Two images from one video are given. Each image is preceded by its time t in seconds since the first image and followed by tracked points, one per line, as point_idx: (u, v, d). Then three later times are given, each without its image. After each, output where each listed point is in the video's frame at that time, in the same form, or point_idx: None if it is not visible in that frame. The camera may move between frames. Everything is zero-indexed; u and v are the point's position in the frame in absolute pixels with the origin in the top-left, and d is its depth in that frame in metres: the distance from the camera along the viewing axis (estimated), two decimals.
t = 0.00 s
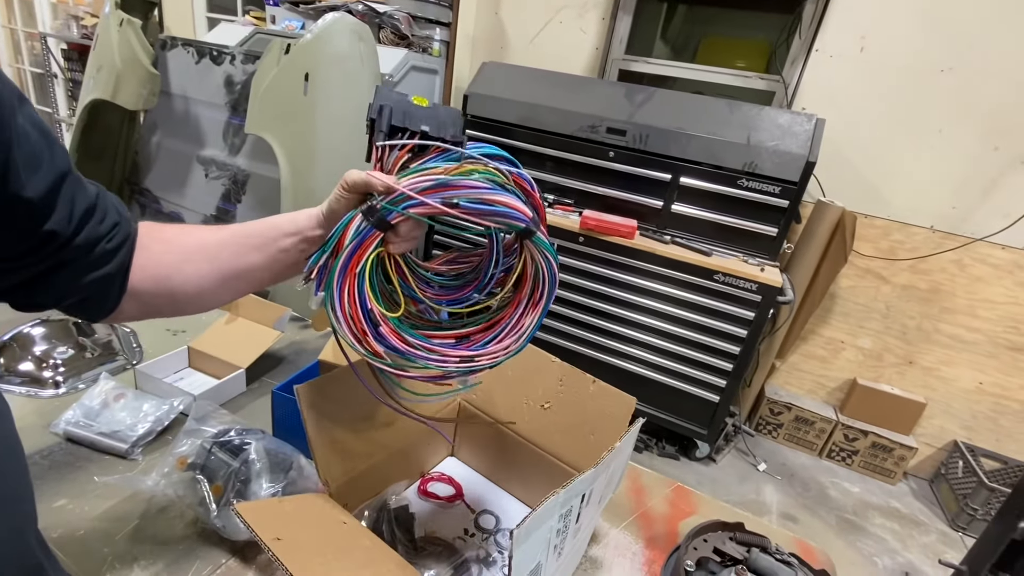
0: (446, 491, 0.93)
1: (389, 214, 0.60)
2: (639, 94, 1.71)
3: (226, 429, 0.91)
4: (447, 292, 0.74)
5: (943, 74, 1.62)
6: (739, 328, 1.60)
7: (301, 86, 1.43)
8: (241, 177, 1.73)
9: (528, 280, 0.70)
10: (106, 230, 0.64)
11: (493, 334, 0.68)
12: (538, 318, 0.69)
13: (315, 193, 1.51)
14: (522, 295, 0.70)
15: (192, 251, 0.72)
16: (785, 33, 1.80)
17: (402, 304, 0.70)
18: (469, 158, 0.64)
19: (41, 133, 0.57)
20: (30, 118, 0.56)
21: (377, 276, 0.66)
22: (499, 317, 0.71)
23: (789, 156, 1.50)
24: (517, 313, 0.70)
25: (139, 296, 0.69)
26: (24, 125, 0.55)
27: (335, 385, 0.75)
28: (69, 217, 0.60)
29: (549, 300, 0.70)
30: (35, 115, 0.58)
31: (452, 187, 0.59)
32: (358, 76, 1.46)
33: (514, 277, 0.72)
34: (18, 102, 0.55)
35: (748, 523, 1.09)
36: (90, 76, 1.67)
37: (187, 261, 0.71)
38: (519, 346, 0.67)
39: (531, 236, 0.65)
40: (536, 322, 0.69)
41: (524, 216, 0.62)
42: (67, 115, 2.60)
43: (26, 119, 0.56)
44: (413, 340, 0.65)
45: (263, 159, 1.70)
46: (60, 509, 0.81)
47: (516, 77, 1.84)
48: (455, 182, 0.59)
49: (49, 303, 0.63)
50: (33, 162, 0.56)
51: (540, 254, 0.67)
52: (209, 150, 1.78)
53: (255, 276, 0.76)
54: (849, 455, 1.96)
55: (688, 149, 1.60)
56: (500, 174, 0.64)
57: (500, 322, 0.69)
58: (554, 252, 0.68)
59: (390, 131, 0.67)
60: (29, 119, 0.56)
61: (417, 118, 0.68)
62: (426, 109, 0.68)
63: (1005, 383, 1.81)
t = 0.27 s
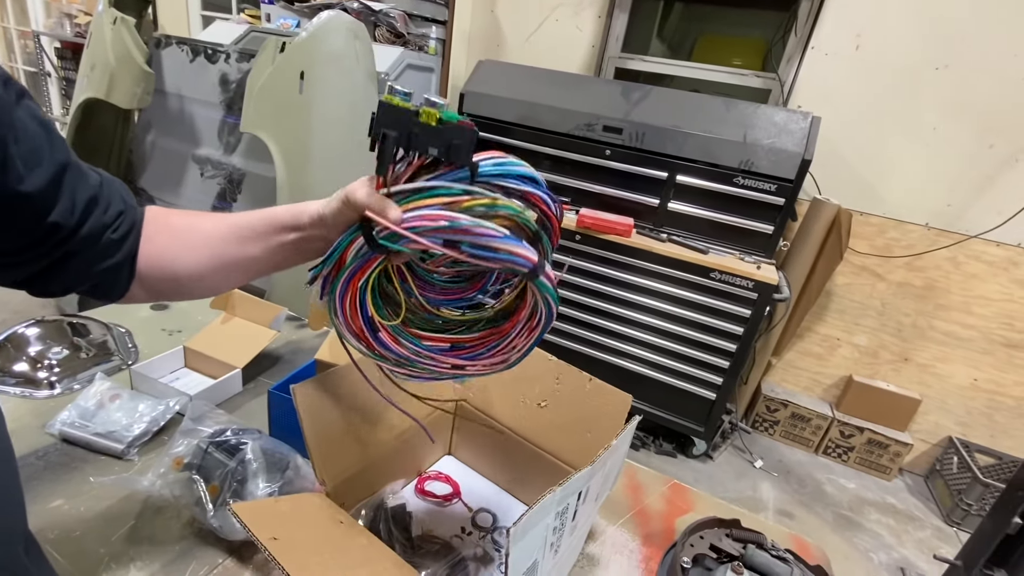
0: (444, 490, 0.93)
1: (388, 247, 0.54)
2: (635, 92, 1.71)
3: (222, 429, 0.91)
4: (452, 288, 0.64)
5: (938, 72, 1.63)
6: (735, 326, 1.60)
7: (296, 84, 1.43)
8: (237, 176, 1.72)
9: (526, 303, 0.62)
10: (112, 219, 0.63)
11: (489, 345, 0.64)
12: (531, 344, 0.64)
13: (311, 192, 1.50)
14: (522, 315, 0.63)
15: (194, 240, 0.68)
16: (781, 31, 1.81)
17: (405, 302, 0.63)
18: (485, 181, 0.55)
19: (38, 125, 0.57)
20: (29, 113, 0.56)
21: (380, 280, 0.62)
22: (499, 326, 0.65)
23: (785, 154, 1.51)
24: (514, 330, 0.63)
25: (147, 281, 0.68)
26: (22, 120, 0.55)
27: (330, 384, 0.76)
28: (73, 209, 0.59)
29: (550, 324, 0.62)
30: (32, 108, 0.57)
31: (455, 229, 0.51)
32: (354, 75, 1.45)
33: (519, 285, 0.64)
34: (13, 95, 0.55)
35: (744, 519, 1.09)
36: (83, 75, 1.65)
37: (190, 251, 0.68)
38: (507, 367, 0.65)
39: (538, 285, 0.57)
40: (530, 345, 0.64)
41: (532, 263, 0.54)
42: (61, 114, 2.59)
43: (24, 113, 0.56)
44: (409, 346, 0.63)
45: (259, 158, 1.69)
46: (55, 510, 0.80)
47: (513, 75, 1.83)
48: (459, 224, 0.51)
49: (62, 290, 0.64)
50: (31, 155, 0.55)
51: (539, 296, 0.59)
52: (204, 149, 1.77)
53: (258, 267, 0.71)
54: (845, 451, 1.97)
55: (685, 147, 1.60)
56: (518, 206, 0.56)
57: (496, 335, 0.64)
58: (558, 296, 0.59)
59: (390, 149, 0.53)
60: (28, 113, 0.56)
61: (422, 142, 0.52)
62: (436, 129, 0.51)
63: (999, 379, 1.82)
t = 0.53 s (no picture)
0: (440, 488, 0.93)
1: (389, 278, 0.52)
2: (632, 89, 1.71)
3: (216, 428, 0.91)
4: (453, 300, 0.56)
5: (935, 69, 1.62)
6: (733, 323, 1.60)
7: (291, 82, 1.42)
8: (232, 174, 1.72)
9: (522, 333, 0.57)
10: (106, 212, 0.62)
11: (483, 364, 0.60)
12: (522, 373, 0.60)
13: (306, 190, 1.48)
14: (518, 346, 0.57)
15: (191, 237, 0.66)
16: (778, 28, 1.80)
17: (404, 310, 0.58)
18: (494, 216, 0.51)
19: (29, 117, 0.56)
20: (19, 104, 0.56)
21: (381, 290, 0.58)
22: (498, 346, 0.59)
23: (781, 150, 1.50)
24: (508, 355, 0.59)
25: (144, 276, 0.67)
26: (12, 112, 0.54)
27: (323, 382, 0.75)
28: (64, 203, 0.58)
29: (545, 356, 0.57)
30: (24, 99, 0.57)
31: (460, 274, 0.49)
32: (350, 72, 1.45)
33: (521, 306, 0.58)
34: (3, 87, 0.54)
35: (742, 516, 1.09)
36: (77, 73, 1.64)
37: (186, 249, 0.66)
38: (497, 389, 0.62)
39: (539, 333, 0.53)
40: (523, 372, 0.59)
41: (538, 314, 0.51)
42: (56, 112, 2.57)
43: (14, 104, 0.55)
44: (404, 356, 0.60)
45: (254, 156, 1.69)
46: (47, 510, 0.80)
47: (509, 72, 1.83)
48: (464, 270, 0.49)
49: (57, 284, 0.63)
50: (21, 147, 0.55)
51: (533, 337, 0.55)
52: (198, 147, 1.76)
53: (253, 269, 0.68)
54: (842, 448, 1.97)
55: (682, 145, 1.60)
56: (528, 244, 0.53)
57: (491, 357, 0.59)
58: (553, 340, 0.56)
59: (397, 193, 0.49)
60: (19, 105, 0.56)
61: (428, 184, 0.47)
62: (448, 174, 0.47)
63: (995, 376, 1.82)
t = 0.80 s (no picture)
0: (438, 485, 0.92)
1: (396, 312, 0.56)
2: (630, 86, 1.70)
3: (213, 426, 0.91)
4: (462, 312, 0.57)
5: (933, 65, 1.62)
6: (731, 320, 1.60)
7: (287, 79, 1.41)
8: (229, 172, 1.71)
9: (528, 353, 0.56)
10: (108, 209, 0.61)
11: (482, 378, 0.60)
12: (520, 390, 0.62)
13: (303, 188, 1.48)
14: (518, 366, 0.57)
15: (200, 241, 0.65)
16: (775, 24, 1.79)
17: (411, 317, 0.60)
18: (505, 264, 0.54)
19: (24, 110, 0.55)
20: (17, 97, 0.55)
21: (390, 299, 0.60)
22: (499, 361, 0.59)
23: (780, 147, 1.50)
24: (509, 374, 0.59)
25: (148, 273, 0.65)
26: (9, 105, 0.54)
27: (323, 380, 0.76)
28: (63, 200, 0.57)
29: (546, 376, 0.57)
30: (22, 92, 0.56)
31: (467, 318, 0.53)
32: (346, 70, 1.44)
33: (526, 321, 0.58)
34: None
35: (741, 513, 1.09)
36: (71, 70, 1.63)
37: (194, 253, 0.64)
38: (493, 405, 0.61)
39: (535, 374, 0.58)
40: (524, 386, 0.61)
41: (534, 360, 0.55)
42: (51, 111, 2.56)
43: (12, 97, 0.55)
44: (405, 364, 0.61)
45: (251, 153, 1.68)
46: (43, 509, 0.79)
47: (507, 69, 1.82)
48: (471, 315, 0.53)
49: (61, 279, 0.63)
50: (15, 143, 0.54)
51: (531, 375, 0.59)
52: (195, 145, 1.75)
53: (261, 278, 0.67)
54: (841, 445, 1.97)
55: (680, 142, 1.60)
56: (536, 292, 0.56)
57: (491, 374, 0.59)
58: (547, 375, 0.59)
59: (409, 251, 0.52)
60: (16, 96, 0.55)
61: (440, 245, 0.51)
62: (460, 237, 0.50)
63: (993, 372, 1.83)
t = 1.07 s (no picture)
0: (438, 483, 0.92)
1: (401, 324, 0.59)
2: (629, 84, 1.70)
3: (212, 425, 0.91)
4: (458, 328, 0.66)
5: (931, 63, 1.62)
6: (730, 318, 1.60)
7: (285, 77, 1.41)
8: (227, 171, 1.71)
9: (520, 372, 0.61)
10: (112, 214, 0.61)
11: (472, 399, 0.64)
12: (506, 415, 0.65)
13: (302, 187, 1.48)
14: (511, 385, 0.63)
15: (209, 249, 0.67)
16: (774, 22, 1.79)
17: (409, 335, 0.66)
18: (508, 284, 0.58)
19: (29, 115, 0.54)
20: (20, 100, 0.54)
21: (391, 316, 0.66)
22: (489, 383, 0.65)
23: (778, 145, 1.50)
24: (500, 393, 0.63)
25: (151, 278, 0.66)
26: (12, 109, 0.53)
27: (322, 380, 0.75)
28: (66, 204, 0.56)
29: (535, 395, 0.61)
30: (26, 96, 0.55)
31: (468, 331, 0.56)
32: (345, 68, 1.44)
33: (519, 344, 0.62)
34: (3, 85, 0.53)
35: (740, 511, 1.09)
36: (69, 69, 1.63)
37: (201, 260, 0.66)
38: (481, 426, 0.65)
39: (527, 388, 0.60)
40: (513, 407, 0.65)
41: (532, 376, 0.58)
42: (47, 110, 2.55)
43: (15, 100, 0.53)
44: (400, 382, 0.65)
45: (249, 152, 1.67)
46: (42, 509, 0.79)
47: (505, 67, 1.82)
48: (473, 328, 0.56)
49: (61, 284, 0.62)
50: (20, 147, 0.53)
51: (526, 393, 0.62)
52: (193, 144, 1.75)
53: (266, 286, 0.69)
54: (839, 442, 1.98)
55: (679, 140, 1.60)
56: (536, 311, 0.59)
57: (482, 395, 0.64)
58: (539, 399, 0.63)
59: (421, 266, 0.56)
60: (20, 99, 0.54)
61: (451, 263, 0.56)
62: (472, 257, 0.55)
63: (991, 368, 1.83)
